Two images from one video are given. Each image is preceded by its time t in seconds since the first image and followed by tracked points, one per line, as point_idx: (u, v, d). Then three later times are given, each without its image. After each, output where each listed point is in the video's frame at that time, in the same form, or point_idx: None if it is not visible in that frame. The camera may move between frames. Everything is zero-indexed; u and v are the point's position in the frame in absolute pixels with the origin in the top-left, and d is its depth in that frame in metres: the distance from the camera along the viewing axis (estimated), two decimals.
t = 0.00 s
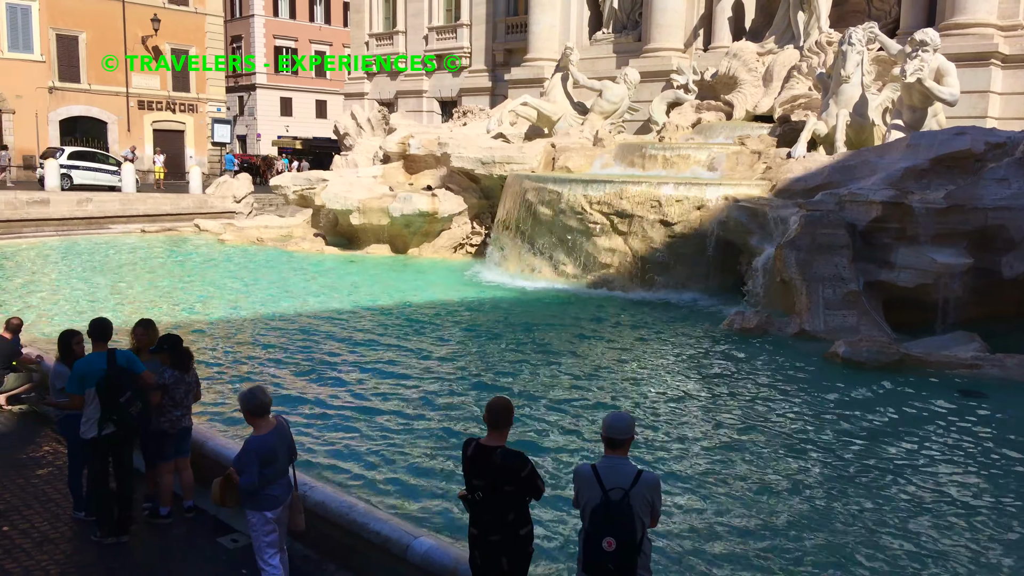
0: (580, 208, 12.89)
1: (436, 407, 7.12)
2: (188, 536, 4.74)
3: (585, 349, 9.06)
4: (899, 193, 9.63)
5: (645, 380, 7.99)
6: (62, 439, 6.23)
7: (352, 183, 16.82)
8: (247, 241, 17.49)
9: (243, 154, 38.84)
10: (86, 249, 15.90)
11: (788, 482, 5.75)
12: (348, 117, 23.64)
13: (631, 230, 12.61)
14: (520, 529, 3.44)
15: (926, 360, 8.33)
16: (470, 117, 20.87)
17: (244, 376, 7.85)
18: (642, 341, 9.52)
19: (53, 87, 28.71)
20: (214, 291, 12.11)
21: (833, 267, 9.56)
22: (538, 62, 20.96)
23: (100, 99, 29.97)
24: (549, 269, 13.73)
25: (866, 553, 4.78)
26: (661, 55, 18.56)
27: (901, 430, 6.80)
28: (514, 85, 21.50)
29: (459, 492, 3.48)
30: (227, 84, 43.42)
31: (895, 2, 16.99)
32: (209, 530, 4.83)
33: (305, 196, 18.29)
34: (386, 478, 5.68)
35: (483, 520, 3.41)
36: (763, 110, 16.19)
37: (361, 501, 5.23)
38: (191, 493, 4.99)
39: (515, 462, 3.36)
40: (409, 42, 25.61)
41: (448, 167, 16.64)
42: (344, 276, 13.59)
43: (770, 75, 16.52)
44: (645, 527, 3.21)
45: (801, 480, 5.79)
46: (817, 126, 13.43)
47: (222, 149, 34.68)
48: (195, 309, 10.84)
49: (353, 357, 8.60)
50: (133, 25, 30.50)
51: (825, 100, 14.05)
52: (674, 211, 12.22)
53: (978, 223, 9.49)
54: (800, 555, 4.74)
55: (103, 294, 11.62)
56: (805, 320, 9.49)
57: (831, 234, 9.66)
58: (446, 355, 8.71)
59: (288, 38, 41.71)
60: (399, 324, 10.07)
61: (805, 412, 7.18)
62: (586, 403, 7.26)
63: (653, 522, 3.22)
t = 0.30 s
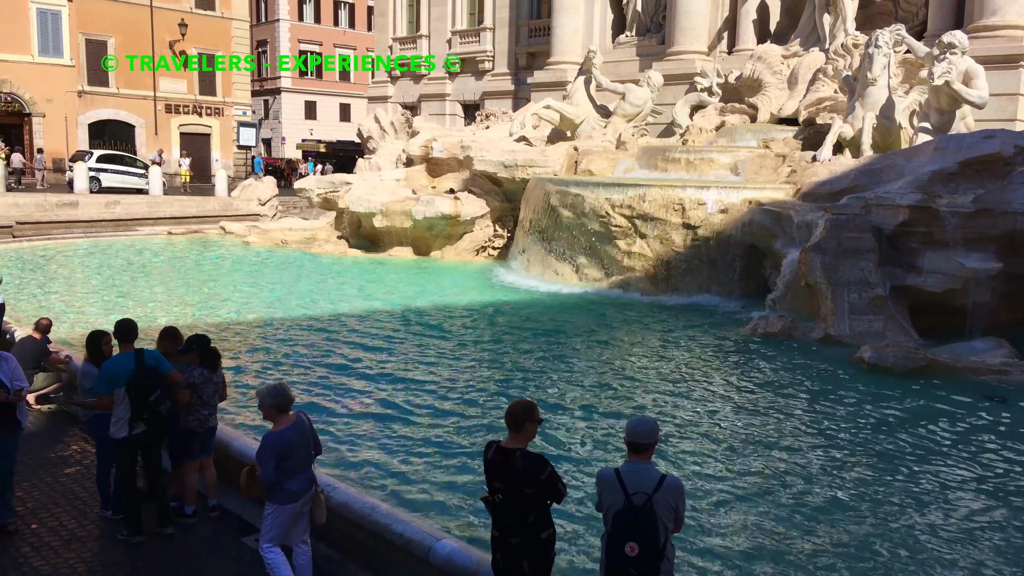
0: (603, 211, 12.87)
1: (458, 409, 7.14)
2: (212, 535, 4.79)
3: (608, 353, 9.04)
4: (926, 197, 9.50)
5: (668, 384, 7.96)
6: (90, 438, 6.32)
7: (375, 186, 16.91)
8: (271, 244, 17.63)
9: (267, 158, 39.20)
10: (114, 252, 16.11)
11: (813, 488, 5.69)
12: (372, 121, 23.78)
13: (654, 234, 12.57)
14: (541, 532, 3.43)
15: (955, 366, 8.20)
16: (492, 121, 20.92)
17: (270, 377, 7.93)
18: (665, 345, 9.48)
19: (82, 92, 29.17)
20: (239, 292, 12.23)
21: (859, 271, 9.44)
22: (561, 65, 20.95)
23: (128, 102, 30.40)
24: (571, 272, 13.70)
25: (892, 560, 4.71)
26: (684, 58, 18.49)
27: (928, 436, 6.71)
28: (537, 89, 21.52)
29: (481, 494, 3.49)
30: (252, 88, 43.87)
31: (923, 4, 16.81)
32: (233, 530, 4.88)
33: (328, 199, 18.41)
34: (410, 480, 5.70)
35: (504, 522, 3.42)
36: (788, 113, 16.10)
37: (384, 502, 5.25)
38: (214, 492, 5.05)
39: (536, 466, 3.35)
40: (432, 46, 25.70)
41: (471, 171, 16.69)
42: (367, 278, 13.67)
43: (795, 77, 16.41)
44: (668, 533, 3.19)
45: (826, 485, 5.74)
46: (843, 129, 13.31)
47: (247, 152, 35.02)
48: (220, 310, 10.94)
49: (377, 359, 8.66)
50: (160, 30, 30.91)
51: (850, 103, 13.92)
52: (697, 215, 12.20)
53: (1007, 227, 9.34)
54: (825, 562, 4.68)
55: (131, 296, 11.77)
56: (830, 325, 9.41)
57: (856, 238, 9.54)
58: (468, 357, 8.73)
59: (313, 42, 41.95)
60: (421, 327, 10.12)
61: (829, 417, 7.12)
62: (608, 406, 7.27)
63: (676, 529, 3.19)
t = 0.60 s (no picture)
0: (624, 214, 12.83)
1: (479, 411, 7.14)
2: (236, 534, 4.83)
3: (629, 356, 9.01)
4: (952, 200, 9.39)
5: (689, 388, 7.93)
6: (115, 437, 6.38)
7: (396, 189, 16.96)
8: (293, 246, 17.75)
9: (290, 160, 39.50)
10: (139, 253, 16.28)
11: (836, 494, 5.63)
12: (393, 123, 23.88)
13: (675, 237, 12.50)
14: (561, 535, 3.42)
15: (982, 372, 8.07)
16: (513, 123, 20.94)
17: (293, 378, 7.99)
18: (688, 349, 9.43)
19: (109, 95, 29.59)
20: (262, 293, 12.33)
21: (884, 275, 9.37)
22: (582, 68, 20.94)
23: (154, 105, 30.75)
24: (591, 275, 13.66)
25: (917, 568, 4.63)
26: (706, 60, 18.39)
27: (954, 442, 6.61)
28: (558, 91, 21.51)
29: (500, 497, 3.48)
30: (276, 91, 44.23)
31: (949, 5, 16.63)
32: (256, 529, 4.91)
33: (350, 201, 18.50)
34: (433, 481, 5.71)
35: (523, 525, 3.41)
36: (812, 115, 15.99)
37: (406, 504, 5.27)
38: (236, 491, 5.12)
39: (554, 468, 3.34)
40: (454, 49, 25.75)
41: (492, 173, 16.71)
42: (388, 280, 13.71)
43: (819, 79, 16.28)
44: (690, 537, 3.16)
45: (849, 490, 5.69)
46: (867, 131, 13.18)
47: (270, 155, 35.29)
48: (243, 312, 11.02)
49: (399, 361, 8.69)
50: (186, 33, 31.24)
51: (875, 105, 13.79)
52: (719, 218, 12.14)
53: None
54: (848, 569, 4.62)
55: (154, 297, 11.87)
56: (854, 328, 9.31)
57: (881, 241, 9.51)
58: (490, 360, 8.75)
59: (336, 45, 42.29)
60: (443, 329, 10.14)
61: (852, 422, 7.04)
62: (629, 409, 7.25)
63: (698, 533, 3.17)
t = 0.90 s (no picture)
0: (644, 216, 12.80)
1: (499, 414, 7.13)
2: (257, 535, 4.85)
3: (649, 359, 8.98)
4: (978, 203, 9.31)
5: (710, 391, 7.88)
6: (139, 437, 6.45)
7: (416, 191, 17.01)
8: (315, 247, 17.85)
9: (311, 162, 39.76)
10: (162, 255, 16.42)
11: (858, 499, 5.56)
12: (414, 126, 23.96)
13: (696, 239, 12.45)
14: (580, 538, 3.41)
15: (1008, 377, 7.94)
16: (534, 125, 20.94)
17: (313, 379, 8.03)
18: (708, 352, 9.38)
19: (133, 98, 30.03)
20: (283, 295, 12.42)
21: (907, 278, 9.27)
22: (602, 70, 20.93)
23: (178, 108, 31.10)
24: (611, 277, 13.64)
25: None
26: (728, 62, 18.28)
27: (979, 449, 6.51)
28: (578, 93, 21.52)
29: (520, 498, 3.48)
30: (297, 94, 44.57)
31: (974, 5, 16.44)
32: (276, 530, 4.93)
33: (371, 203, 18.59)
34: (452, 484, 5.72)
35: (542, 527, 3.41)
36: (835, 116, 15.87)
37: (426, 506, 5.27)
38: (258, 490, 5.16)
39: (573, 470, 3.33)
40: (474, 51, 25.79)
41: (511, 175, 16.74)
42: (408, 282, 13.76)
43: (842, 80, 16.14)
44: (711, 541, 3.14)
45: (872, 495, 5.64)
46: (891, 132, 13.06)
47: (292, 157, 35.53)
48: (265, 313, 11.09)
49: (418, 362, 8.71)
50: (209, 37, 31.54)
51: (899, 107, 13.65)
52: (741, 220, 12.06)
53: None
54: None
55: (177, 298, 11.97)
56: (877, 332, 9.21)
57: (905, 244, 9.41)
58: (510, 362, 8.74)
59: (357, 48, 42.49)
60: (462, 331, 10.16)
61: (875, 428, 6.96)
62: (649, 412, 7.22)
63: (719, 537, 3.15)
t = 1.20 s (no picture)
0: (662, 217, 12.74)
1: (517, 415, 7.13)
2: (275, 534, 4.87)
3: (667, 361, 8.94)
4: (1001, 205, 9.17)
5: (728, 393, 7.84)
6: (159, 436, 6.51)
7: (434, 192, 17.04)
8: (333, 248, 17.93)
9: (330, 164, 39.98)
10: (182, 256, 16.56)
11: (879, 503, 5.51)
12: (431, 127, 24.02)
13: (714, 241, 12.39)
14: (597, 540, 3.39)
15: None
16: (551, 127, 20.93)
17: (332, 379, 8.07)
18: (727, 355, 9.32)
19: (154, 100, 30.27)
20: (302, 295, 12.49)
21: (929, 281, 9.16)
22: (620, 71, 20.90)
23: (198, 110, 31.38)
24: (629, 279, 13.62)
25: None
26: (748, 63, 18.17)
27: (1002, 454, 6.41)
28: (596, 95, 21.49)
29: (537, 500, 3.47)
30: (316, 96, 44.84)
31: (998, 5, 16.24)
32: (294, 530, 4.96)
33: (389, 205, 18.65)
34: (468, 486, 5.70)
35: (559, 528, 3.40)
36: (855, 117, 15.75)
37: (443, 506, 5.27)
38: (276, 490, 5.19)
39: (590, 471, 3.32)
40: (492, 53, 25.81)
41: (529, 177, 16.74)
42: (426, 283, 13.78)
43: (863, 81, 16.01)
44: (729, 544, 3.12)
45: (892, 499, 5.58)
46: (913, 134, 12.99)
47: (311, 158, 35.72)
48: (283, 313, 11.15)
49: (436, 364, 8.72)
50: (229, 39, 31.80)
51: (921, 108, 13.53)
52: (760, 222, 11.98)
53: None
54: None
55: (197, 298, 12.06)
56: (898, 335, 9.14)
57: (926, 246, 9.28)
58: (528, 363, 8.75)
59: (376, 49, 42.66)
60: (479, 332, 10.16)
61: (897, 432, 6.88)
62: (669, 415, 7.17)
63: (737, 540, 3.12)
